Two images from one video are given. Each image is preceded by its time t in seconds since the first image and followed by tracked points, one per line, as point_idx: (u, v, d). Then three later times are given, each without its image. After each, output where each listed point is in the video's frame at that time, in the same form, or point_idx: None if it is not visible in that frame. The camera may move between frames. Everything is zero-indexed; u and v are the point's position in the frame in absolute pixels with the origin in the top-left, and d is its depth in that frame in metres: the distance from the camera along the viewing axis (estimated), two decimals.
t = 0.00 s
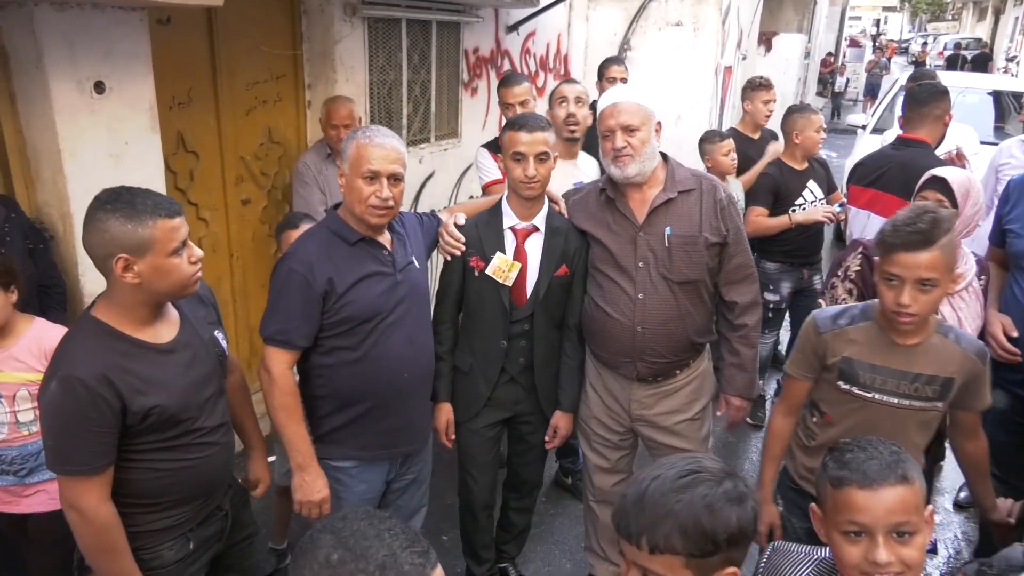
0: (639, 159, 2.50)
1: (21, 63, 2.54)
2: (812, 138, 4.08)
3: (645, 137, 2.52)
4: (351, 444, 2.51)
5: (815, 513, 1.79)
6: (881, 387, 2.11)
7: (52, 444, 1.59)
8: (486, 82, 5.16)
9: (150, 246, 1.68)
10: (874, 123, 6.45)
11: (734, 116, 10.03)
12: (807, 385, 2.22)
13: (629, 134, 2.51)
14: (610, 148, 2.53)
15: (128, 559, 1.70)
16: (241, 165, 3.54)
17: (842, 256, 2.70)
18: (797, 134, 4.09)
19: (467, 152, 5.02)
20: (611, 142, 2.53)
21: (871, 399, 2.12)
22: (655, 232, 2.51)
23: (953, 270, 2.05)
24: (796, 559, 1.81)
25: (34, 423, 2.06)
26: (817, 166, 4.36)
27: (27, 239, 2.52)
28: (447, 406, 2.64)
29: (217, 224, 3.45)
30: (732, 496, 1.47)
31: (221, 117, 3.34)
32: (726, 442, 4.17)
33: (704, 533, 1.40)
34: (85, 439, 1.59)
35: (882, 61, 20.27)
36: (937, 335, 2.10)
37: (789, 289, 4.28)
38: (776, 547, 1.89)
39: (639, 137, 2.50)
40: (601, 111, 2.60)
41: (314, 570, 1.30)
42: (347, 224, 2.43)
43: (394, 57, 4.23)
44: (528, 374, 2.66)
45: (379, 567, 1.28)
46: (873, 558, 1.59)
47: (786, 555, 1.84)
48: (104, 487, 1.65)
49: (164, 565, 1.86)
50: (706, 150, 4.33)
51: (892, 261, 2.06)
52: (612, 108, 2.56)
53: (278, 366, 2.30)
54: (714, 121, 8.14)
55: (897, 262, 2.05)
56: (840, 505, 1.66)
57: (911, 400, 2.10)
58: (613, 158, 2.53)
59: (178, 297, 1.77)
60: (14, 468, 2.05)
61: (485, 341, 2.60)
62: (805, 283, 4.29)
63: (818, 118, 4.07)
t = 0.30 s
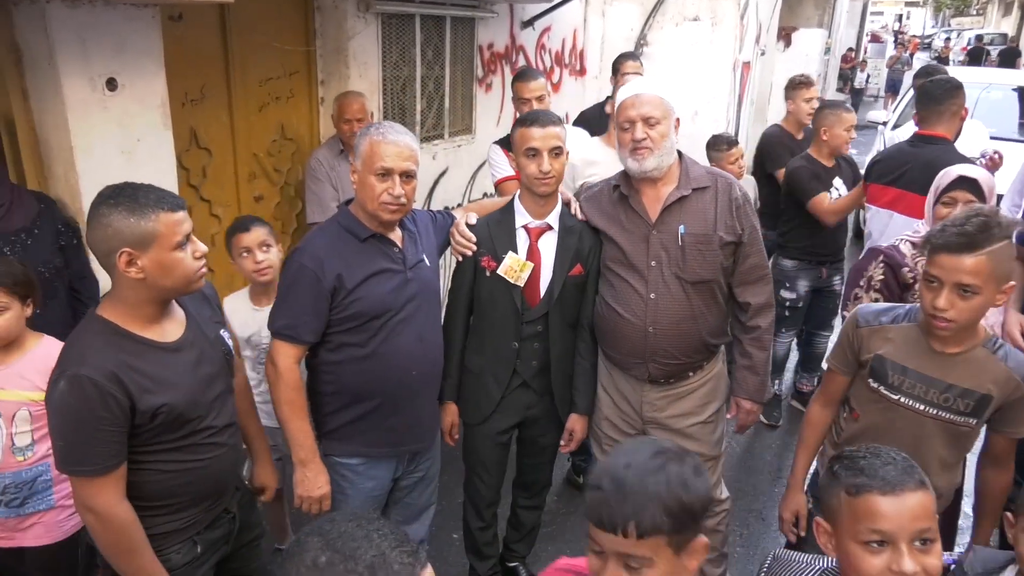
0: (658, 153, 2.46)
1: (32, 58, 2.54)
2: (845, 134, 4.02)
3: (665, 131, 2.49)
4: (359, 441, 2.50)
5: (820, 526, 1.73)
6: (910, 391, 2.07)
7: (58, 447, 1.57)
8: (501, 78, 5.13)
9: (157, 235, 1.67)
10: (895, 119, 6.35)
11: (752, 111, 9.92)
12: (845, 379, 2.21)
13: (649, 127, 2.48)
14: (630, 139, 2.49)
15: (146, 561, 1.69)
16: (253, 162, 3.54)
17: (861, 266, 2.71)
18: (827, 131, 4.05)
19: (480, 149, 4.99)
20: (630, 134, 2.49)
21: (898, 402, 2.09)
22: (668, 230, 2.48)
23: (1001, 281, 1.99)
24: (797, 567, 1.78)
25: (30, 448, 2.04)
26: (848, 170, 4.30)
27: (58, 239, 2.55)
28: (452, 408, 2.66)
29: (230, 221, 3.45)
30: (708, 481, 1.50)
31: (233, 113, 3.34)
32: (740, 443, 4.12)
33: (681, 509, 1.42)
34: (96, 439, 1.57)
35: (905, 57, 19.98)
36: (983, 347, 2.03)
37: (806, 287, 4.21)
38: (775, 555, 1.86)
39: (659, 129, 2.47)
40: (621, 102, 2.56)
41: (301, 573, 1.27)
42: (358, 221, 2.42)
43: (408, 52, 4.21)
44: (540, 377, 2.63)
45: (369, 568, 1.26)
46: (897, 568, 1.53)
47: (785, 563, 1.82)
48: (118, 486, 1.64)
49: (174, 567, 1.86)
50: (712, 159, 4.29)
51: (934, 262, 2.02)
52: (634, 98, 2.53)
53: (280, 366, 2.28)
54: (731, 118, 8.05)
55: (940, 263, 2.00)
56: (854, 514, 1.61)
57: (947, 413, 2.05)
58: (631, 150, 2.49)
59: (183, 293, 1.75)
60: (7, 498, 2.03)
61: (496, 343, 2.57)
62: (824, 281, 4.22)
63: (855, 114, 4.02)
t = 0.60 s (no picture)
0: (656, 145, 2.45)
1: (37, 50, 2.54)
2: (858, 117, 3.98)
3: (664, 123, 2.49)
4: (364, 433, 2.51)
5: None
6: (907, 382, 2.05)
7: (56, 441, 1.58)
8: (510, 68, 5.10)
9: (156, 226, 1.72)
10: (909, 108, 6.28)
11: (764, 101, 9.83)
12: (849, 375, 2.20)
13: (647, 120, 2.48)
14: (628, 133, 2.50)
15: (142, 559, 1.69)
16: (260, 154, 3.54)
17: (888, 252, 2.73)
18: (842, 119, 3.99)
19: (489, 139, 4.97)
20: (629, 127, 2.50)
21: (894, 392, 2.07)
22: (670, 222, 2.46)
23: (1007, 269, 1.96)
24: None
25: (35, 460, 2.06)
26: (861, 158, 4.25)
27: (72, 231, 2.54)
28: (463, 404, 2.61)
29: (238, 213, 3.46)
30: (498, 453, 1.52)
31: (240, 104, 3.33)
32: (750, 436, 4.09)
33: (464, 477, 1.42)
34: (89, 434, 1.58)
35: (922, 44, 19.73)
36: (979, 335, 1.99)
37: (828, 281, 4.15)
38: None
39: (657, 122, 2.46)
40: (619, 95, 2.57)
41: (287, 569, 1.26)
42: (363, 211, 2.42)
43: (416, 42, 4.19)
44: (542, 373, 2.63)
45: (357, 563, 1.25)
46: None
47: None
48: (115, 480, 1.64)
49: (174, 563, 1.86)
50: (729, 149, 4.22)
51: (941, 245, 2.00)
52: (631, 91, 2.54)
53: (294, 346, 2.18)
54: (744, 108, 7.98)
55: (947, 247, 1.98)
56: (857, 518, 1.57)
57: (948, 404, 2.00)
58: (629, 143, 2.50)
59: (178, 288, 1.78)
60: (13, 510, 2.04)
61: (497, 339, 2.57)
62: (846, 274, 4.16)
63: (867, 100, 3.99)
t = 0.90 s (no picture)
0: (668, 142, 2.59)
1: (49, 50, 2.56)
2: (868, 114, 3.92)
3: (675, 120, 2.63)
4: (380, 433, 2.55)
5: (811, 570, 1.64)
6: (930, 385, 2.05)
7: (58, 441, 1.72)
8: (524, 64, 5.07)
9: (152, 229, 1.87)
10: (930, 101, 6.19)
11: (781, 95, 9.74)
12: (878, 380, 2.21)
13: (659, 115, 2.62)
14: (641, 128, 2.63)
15: (135, 558, 1.82)
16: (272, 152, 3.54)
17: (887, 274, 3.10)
18: (851, 118, 3.94)
19: (503, 137, 4.95)
20: (641, 122, 2.63)
21: (917, 396, 2.08)
22: (678, 220, 2.60)
23: None
24: None
25: (50, 468, 2.07)
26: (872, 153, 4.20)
27: (76, 229, 2.59)
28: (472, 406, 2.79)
29: (250, 211, 3.45)
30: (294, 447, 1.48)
31: (252, 102, 3.34)
32: (766, 435, 4.07)
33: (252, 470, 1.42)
34: (90, 435, 1.71)
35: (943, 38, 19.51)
36: (1011, 340, 1.96)
37: (837, 280, 4.10)
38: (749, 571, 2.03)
39: (669, 117, 2.61)
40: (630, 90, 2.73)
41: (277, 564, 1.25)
42: (376, 206, 2.46)
43: (429, 39, 4.18)
44: (549, 373, 2.79)
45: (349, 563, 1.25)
46: None
47: None
48: (110, 481, 1.78)
49: (174, 562, 1.98)
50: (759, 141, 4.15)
51: (963, 241, 2.02)
52: (644, 86, 2.68)
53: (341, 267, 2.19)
54: (760, 103, 7.92)
55: (965, 241, 2.01)
56: (839, 511, 1.62)
57: (971, 411, 1.98)
58: (642, 139, 2.62)
59: (181, 289, 1.93)
60: (25, 517, 2.05)
61: (503, 340, 2.74)
62: (856, 272, 4.11)
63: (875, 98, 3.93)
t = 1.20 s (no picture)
0: (665, 155, 2.87)
1: (50, 59, 2.56)
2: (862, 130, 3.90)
3: (673, 134, 2.91)
4: (379, 446, 2.52)
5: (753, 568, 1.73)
6: (960, 413, 2.03)
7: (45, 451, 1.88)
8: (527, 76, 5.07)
9: (139, 244, 2.02)
10: (935, 114, 6.18)
11: (784, 108, 9.75)
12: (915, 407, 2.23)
13: (658, 129, 2.89)
14: (639, 141, 2.89)
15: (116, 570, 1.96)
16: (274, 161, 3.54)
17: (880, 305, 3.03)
18: (845, 134, 3.92)
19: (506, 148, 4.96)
20: (640, 135, 2.90)
21: (947, 422, 2.06)
22: (675, 233, 2.89)
23: None
24: None
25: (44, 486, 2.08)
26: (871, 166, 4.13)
27: (71, 238, 2.60)
28: (470, 419, 3.06)
29: (251, 220, 3.44)
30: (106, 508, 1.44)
31: (255, 113, 3.34)
32: (768, 451, 4.04)
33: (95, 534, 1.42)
34: (72, 446, 1.87)
35: (947, 51, 19.54)
36: None
37: (832, 295, 4.07)
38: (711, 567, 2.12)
39: (668, 130, 2.89)
40: (630, 102, 2.98)
41: None
42: (378, 217, 2.46)
43: (432, 50, 4.18)
44: (546, 386, 3.07)
45: None
46: None
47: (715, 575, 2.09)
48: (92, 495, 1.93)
49: None
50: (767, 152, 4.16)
51: (994, 264, 2.00)
52: (643, 99, 2.94)
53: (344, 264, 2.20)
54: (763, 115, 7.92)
55: (1000, 265, 1.98)
56: (783, 513, 1.71)
57: (1004, 442, 1.94)
58: (641, 151, 2.90)
59: (171, 300, 2.08)
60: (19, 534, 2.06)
61: (500, 353, 3.00)
62: (851, 288, 4.08)
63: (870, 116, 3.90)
